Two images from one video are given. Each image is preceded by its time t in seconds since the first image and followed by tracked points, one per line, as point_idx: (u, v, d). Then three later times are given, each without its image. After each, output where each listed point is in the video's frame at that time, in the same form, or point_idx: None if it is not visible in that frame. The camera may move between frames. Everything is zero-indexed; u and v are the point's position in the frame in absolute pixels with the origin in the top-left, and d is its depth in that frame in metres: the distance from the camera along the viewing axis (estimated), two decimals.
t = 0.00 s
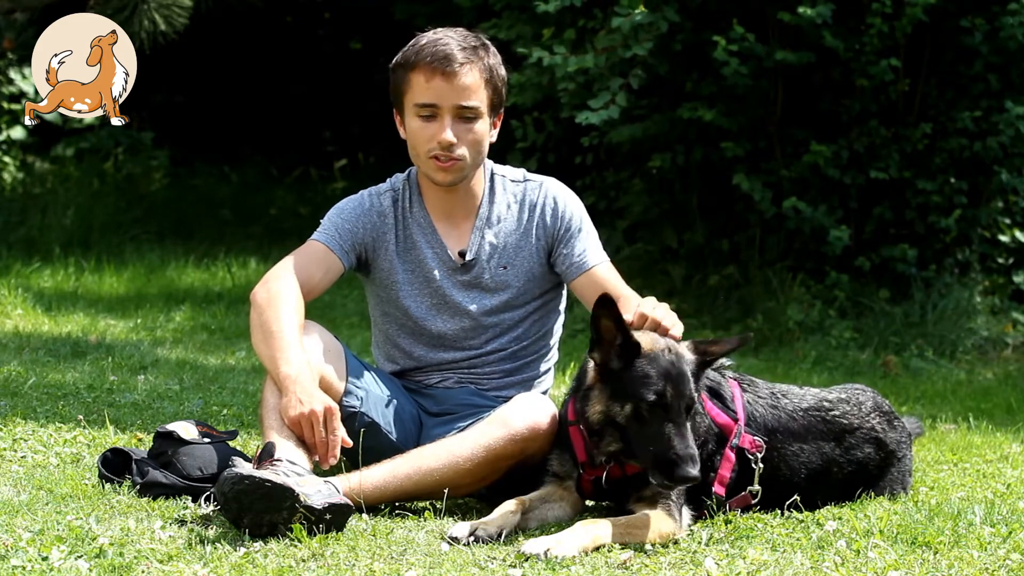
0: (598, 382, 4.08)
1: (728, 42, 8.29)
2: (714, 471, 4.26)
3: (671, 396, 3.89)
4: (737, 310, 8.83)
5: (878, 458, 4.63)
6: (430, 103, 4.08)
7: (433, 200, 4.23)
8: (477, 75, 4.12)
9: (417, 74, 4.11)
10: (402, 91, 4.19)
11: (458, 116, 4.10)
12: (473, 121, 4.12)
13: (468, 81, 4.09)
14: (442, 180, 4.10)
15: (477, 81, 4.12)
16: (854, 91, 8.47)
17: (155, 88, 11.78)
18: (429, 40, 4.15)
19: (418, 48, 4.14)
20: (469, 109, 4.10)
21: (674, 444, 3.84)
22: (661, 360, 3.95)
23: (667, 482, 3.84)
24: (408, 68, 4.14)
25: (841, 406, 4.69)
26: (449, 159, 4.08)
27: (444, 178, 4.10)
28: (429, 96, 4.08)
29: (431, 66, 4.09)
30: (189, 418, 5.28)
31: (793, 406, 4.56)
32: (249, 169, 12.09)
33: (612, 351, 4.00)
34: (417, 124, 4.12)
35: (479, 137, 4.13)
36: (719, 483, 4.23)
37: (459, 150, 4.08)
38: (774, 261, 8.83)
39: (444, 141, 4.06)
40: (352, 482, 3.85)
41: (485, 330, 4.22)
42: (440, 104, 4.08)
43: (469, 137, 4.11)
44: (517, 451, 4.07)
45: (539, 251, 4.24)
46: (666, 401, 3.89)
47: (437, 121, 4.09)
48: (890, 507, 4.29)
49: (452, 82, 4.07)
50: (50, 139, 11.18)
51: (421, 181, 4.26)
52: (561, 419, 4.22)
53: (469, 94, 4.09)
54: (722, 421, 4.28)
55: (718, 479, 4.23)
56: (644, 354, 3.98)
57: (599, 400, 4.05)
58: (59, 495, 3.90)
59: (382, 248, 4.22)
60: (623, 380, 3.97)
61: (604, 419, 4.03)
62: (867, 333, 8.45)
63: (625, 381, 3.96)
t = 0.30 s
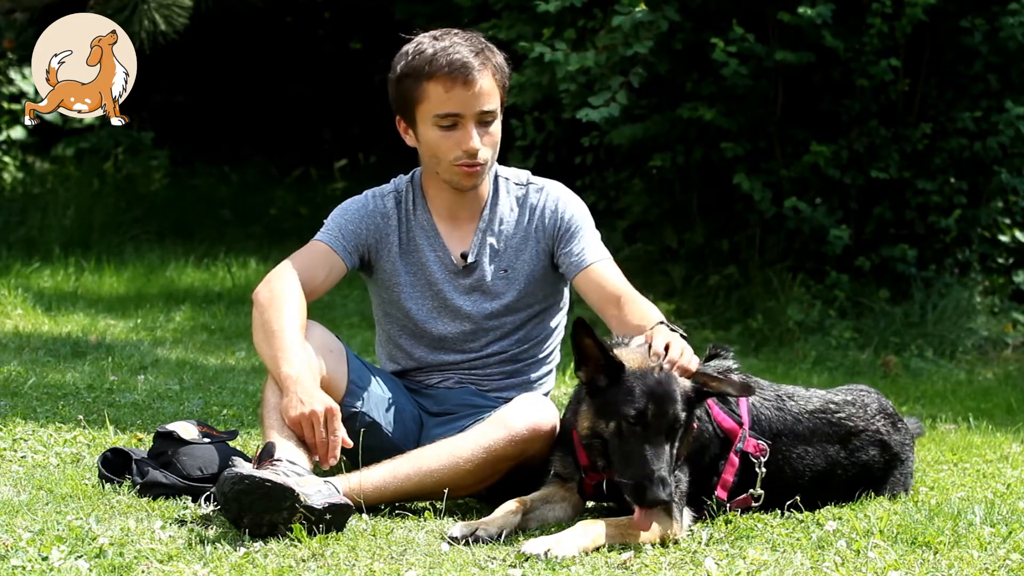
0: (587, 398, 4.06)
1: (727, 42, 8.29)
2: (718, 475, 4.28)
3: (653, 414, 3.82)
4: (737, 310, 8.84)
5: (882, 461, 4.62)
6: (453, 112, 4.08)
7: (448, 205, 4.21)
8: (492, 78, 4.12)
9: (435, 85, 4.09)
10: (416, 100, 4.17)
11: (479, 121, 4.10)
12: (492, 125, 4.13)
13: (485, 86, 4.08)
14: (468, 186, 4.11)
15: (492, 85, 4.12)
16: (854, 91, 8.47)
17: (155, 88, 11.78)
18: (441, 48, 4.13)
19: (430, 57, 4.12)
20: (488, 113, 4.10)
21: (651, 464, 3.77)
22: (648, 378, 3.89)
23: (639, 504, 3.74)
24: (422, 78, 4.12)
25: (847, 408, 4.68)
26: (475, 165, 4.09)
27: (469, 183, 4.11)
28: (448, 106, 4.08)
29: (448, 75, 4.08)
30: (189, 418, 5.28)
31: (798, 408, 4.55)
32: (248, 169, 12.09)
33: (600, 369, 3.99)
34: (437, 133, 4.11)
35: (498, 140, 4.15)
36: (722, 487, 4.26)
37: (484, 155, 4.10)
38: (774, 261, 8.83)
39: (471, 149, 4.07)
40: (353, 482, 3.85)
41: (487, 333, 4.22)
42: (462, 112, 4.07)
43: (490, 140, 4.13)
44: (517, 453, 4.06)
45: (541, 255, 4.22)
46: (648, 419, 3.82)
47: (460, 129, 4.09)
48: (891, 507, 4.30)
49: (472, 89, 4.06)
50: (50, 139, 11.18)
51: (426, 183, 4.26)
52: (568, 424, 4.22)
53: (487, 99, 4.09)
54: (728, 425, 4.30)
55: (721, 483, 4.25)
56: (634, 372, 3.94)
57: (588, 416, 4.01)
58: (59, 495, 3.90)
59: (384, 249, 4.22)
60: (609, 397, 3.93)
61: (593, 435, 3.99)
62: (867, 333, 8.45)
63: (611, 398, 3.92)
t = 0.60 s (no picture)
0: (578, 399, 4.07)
1: (728, 42, 8.29)
2: (717, 475, 4.28)
3: (639, 416, 3.83)
4: (737, 310, 8.84)
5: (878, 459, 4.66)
6: (449, 113, 4.08)
7: (452, 207, 4.20)
8: (486, 74, 4.11)
9: (429, 87, 4.10)
10: (414, 105, 4.17)
11: (477, 119, 4.10)
12: (490, 121, 4.12)
13: (479, 82, 4.07)
14: (473, 186, 4.11)
15: (487, 81, 4.10)
16: (854, 91, 8.47)
17: (155, 88, 11.78)
18: (433, 50, 4.13)
19: (423, 60, 4.12)
20: (485, 110, 4.10)
21: (635, 464, 3.78)
22: (636, 378, 3.90)
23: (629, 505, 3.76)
24: (417, 82, 4.13)
25: (845, 408, 4.68)
26: (477, 164, 4.08)
27: (474, 182, 4.11)
28: (445, 107, 4.08)
29: (441, 76, 4.08)
30: (189, 418, 5.28)
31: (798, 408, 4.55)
32: (248, 169, 12.10)
33: (589, 372, 3.99)
34: (438, 135, 4.12)
35: (499, 135, 4.14)
36: (721, 487, 4.26)
37: (485, 152, 4.10)
38: (774, 261, 8.82)
39: (471, 147, 4.07)
40: (353, 482, 3.85)
41: (489, 335, 4.22)
42: (458, 111, 4.08)
43: (490, 136, 4.11)
44: (517, 451, 4.06)
45: (545, 257, 4.20)
46: (634, 421, 3.83)
47: (458, 129, 4.09)
48: (891, 507, 4.30)
49: (466, 88, 4.06)
50: (50, 139, 11.18)
51: (429, 185, 4.25)
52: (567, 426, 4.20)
53: (483, 96, 4.08)
54: (726, 425, 4.30)
55: (721, 483, 4.25)
56: (622, 372, 3.94)
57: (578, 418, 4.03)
58: (59, 495, 3.90)
59: (387, 251, 4.22)
60: (598, 400, 3.94)
61: (584, 438, 4.00)
62: (867, 333, 8.45)
63: (599, 401, 3.94)
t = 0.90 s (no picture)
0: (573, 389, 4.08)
1: (728, 42, 8.29)
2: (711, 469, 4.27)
3: (630, 398, 3.85)
4: (737, 310, 8.84)
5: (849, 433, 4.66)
6: (429, 108, 4.09)
7: (444, 203, 4.22)
8: (472, 73, 4.11)
9: (412, 81, 4.11)
10: (401, 99, 4.20)
11: (457, 116, 4.10)
12: (473, 120, 4.12)
13: (463, 81, 4.08)
14: (450, 183, 4.11)
15: (472, 80, 4.11)
16: (854, 91, 8.47)
17: (155, 88, 11.78)
18: (422, 45, 4.15)
19: (411, 55, 4.14)
20: (468, 108, 4.09)
21: (631, 446, 3.80)
22: (625, 364, 3.91)
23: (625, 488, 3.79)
24: (404, 76, 4.15)
25: (803, 384, 4.70)
26: (453, 161, 4.09)
27: (452, 180, 4.11)
28: (427, 102, 4.09)
29: (425, 71, 4.09)
30: (189, 418, 5.28)
31: (755, 390, 4.61)
32: (248, 169, 12.11)
33: (581, 359, 4.01)
34: (420, 130, 4.13)
35: (481, 136, 4.13)
36: (717, 481, 4.24)
37: (462, 151, 4.09)
38: (774, 262, 8.82)
39: (446, 144, 4.07)
40: (352, 482, 3.85)
41: (489, 335, 4.21)
42: (439, 108, 4.09)
43: (470, 135, 4.11)
44: (517, 451, 4.05)
45: (546, 258, 4.19)
46: (624, 403, 3.85)
47: (438, 125, 4.10)
48: (890, 507, 4.29)
49: (447, 84, 4.06)
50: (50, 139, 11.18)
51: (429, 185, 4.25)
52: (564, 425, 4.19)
53: (466, 94, 4.08)
54: (718, 421, 4.32)
55: (716, 478, 4.24)
56: (612, 358, 3.96)
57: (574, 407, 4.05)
58: (59, 495, 3.90)
59: (388, 251, 4.22)
60: (589, 386, 3.96)
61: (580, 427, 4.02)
62: (867, 333, 8.45)
63: (590, 387, 3.96)
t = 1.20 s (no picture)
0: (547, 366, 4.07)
1: (727, 42, 8.29)
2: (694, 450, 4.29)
3: (594, 363, 3.85)
4: (737, 310, 8.84)
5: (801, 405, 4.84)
6: (411, 103, 4.12)
7: (439, 198, 4.22)
8: (454, 67, 4.14)
9: (395, 79, 4.16)
10: (389, 99, 4.25)
11: (440, 110, 4.12)
12: (456, 113, 4.13)
13: (443, 74, 4.10)
14: (437, 176, 4.11)
15: (454, 73, 4.13)
16: (854, 90, 8.47)
17: (155, 88, 11.78)
18: (405, 44, 4.20)
19: (394, 53, 4.19)
20: (450, 101, 4.11)
21: (594, 409, 3.79)
22: (592, 334, 3.91)
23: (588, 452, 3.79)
24: (388, 75, 4.20)
25: (748, 359, 4.88)
26: (438, 153, 4.09)
27: (438, 173, 4.11)
28: (410, 97, 4.13)
29: (407, 67, 4.13)
30: (189, 418, 5.28)
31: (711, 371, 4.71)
32: (248, 169, 12.13)
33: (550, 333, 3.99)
34: (405, 126, 4.16)
35: (466, 129, 4.14)
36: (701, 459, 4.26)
37: (447, 143, 4.09)
38: (774, 262, 8.82)
39: (430, 137, 4.08)
40: (352, 481, 3.85)
41: (488, 335, 4.21)
42: (420, 102, 4.12)
43: (455, 128, 4.12)
44: (516, 448, 4.03)
45: (545, 257, 4.21)
46: (589, 368, 3.85)
47: (421, 119, 4.13)
48: (890, 507, 4.29)
49: (428, 79, 4.10)
50: (50, 139, 11.18)
51: (426, 184, 4.25)
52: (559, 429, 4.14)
53: (447, 88, 4.10)
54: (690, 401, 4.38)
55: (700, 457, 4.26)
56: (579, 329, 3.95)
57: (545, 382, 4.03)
58: (59, 495, 3.90)
59: (387, 251, 4.21)
60: (557, 357, 3.95)
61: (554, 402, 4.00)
62: (867, 334, 8.45)
63: (557, 357, 3.95)
